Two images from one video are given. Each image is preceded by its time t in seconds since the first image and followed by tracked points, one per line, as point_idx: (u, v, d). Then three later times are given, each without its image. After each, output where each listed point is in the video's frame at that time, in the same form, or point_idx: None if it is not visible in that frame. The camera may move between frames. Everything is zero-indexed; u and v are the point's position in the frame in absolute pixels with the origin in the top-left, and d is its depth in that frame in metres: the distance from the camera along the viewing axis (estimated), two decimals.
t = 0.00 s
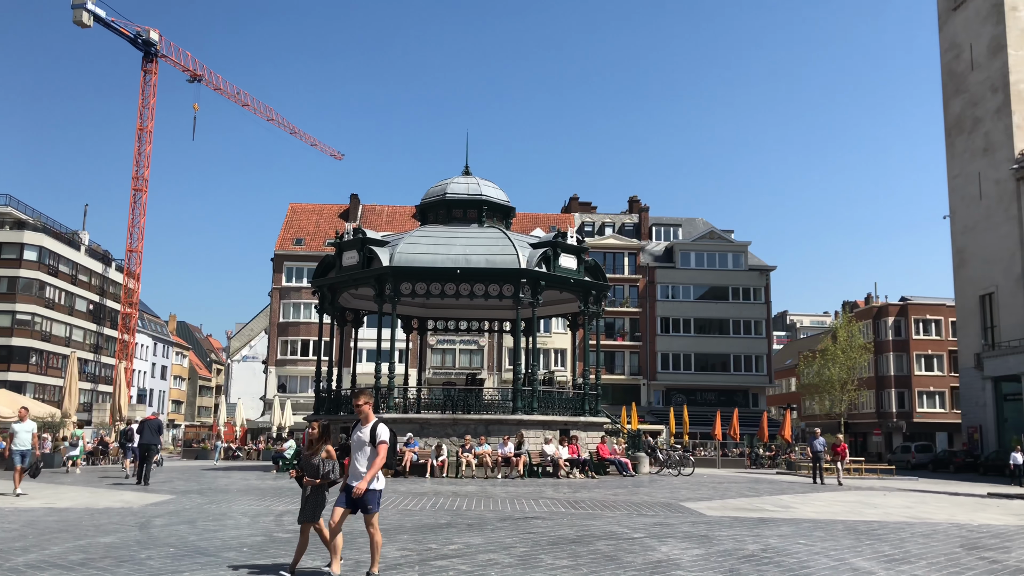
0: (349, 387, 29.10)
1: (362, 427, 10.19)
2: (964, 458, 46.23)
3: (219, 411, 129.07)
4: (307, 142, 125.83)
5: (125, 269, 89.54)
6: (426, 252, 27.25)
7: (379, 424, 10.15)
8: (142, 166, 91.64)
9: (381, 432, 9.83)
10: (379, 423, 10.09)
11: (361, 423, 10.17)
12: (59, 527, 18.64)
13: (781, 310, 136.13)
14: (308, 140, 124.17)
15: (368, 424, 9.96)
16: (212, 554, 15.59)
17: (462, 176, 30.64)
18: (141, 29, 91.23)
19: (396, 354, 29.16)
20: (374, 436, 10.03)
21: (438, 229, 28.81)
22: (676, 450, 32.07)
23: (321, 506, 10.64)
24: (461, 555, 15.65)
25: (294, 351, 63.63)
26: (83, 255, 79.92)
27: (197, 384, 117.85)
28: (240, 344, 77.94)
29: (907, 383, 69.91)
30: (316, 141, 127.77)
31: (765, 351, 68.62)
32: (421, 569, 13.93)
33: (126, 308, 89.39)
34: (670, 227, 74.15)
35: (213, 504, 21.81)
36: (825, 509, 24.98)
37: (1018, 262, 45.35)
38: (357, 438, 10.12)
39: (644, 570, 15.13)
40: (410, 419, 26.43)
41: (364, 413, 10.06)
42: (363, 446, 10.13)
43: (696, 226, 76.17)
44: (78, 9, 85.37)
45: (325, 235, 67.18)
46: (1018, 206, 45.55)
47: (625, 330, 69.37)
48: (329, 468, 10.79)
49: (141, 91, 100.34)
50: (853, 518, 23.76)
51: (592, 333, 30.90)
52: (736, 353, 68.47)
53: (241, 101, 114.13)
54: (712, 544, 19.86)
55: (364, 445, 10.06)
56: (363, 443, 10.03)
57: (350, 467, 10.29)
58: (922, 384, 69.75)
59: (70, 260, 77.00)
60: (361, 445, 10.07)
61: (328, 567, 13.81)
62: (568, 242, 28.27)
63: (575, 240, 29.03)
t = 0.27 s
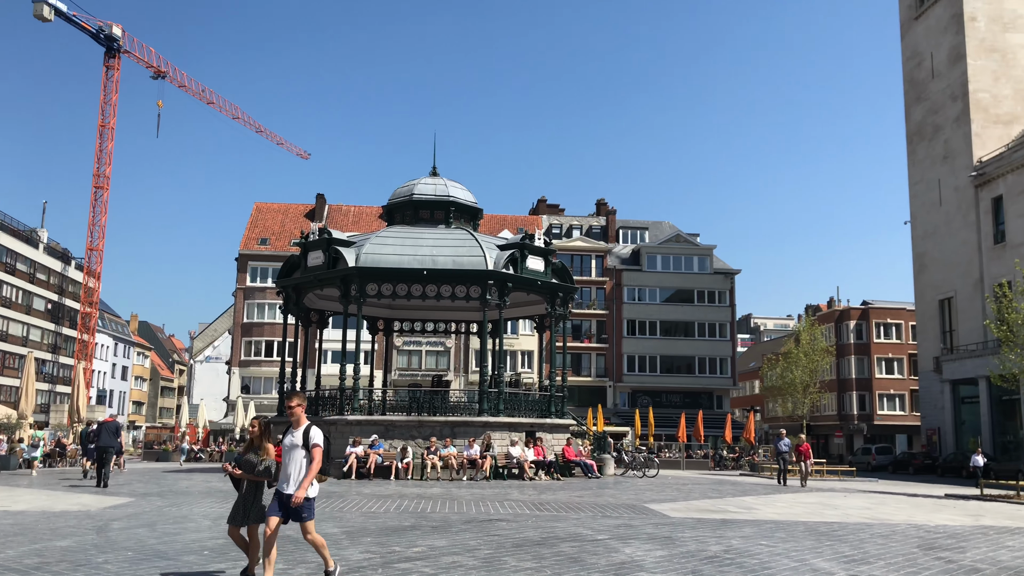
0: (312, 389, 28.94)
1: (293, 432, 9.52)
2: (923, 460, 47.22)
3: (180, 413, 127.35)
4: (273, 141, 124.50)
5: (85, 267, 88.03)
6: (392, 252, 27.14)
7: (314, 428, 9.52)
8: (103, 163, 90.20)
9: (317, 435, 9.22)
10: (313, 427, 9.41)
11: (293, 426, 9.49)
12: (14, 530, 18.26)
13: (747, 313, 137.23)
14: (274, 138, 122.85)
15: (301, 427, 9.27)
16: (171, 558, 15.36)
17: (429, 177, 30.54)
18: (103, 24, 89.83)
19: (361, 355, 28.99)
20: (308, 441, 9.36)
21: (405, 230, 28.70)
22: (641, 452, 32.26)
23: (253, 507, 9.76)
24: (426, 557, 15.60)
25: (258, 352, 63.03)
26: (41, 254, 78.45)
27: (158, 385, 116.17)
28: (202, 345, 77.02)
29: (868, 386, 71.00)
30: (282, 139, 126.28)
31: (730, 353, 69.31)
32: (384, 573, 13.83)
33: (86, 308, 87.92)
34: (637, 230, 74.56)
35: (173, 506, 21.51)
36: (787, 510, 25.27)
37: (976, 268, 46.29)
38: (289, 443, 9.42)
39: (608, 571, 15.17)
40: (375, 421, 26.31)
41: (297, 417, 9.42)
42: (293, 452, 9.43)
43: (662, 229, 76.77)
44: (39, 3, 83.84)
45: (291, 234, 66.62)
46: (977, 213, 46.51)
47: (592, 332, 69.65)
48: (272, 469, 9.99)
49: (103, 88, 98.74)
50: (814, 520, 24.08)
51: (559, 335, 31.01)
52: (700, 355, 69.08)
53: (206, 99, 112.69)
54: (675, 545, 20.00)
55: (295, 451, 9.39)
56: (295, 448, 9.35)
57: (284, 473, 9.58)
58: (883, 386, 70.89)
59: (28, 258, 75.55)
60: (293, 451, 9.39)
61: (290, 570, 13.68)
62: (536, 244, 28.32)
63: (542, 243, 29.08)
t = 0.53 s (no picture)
0: (281, 391, 28.72)
1: (230, 431, 8.94)
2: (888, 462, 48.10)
3: (146, 414, 125.62)
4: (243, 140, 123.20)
5: (48, 267, 86.53)
6: (362, 253, 27.00)
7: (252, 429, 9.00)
8: (68, 161, 88.80)
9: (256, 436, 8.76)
10: (251, 427, 8.90)
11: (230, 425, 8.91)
12: None
13: (716, 316, 138.20)
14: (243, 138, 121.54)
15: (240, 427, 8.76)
16: (134, 562, 15.11)
17: (400, 178, 30.42)
18: (69, 20, 88.47)
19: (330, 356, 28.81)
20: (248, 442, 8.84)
21: (375, 231, 28.56)
22: (611, 454, 32.36)
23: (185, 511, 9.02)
24: (394, 560, 15.51)
25: (226, 353, 62.37)
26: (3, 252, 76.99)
27: (122, 386, 114.50)
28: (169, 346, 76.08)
29: (835, 389, 71.82)
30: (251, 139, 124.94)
31: (699, 356, 69.80)
32: None
33: (49, 308, 86.45)
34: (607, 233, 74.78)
35: (137, 510, 21.19)
36: (754, 512, 25.45)
37: (941, 272, 47.01)
38: (225, 444, 8.83)
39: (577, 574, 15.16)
40: (344, 423, 26.16)
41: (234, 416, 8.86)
42: (230, 453, 8.82)
43: (633, 232, 77.18)
44: None
45: (260, 235, 66.04)
46: (942, 218, 47.27)
47: (563, 334, 69.75)
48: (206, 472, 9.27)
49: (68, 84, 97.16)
50: (781, 521, 24.29)
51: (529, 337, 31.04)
52: (670, 358, 69.50)
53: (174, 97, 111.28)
54: (644, 547, 20.07)
55: (234, 451, 8.81)
56: (232, 449, 8.79)
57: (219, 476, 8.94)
58: (849, 389, 71.77)
59: None
60: (232, 452, 8.81)
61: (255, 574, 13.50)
62: (507, 246, 28.32)
63: (513, 245, 29.09)
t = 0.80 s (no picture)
0: (256, 392, 28.58)
1: (174, 438, 8.61)
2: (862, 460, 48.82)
3: (119, 416, 124.41)
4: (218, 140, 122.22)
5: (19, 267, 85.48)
6: (339, 254, 26.92)
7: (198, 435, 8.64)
8: (40, 160, 87.77)
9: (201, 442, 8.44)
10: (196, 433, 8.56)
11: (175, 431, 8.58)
12: None
13: (692, 317, 138.99)
14: (218, 137, 120.60)
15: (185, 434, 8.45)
16: (107, 565, 14.99)
17: (376, 178, 30.38)
18: (41, 18, 87.46)
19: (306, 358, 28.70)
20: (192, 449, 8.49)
21: (351, 231, 28.51)
22: (588, 454, 32.49)
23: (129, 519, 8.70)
24: (370, 561, 15.50)
25: (201, 354, 61.96)
26: None
27: (95, 388, 113.31)
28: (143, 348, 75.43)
29: (809, 388, 72.46)
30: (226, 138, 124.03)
31: (675, 356, 70.19)
32: None
33: (20, 309, 85.39)
34: (584, 233, 74.99)
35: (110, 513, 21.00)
36: (729, 511, 25.66)
37: (912, 273, 47.59)
38: (168, 451, 8.51)
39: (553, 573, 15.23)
40: (320, 425, 26.06)
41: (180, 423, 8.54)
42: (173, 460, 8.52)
43: (610, 233, 77.51)
44: None
45: (235, 235, 65.65)
46: (914, 220, 47.82)
47: (540, 334, 69.83)
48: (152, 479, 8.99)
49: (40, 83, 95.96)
50: (755, 520, 24.52)
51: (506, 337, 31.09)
52: (646, 358, 69.84)
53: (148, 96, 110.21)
54: (619, 546, 20.19)
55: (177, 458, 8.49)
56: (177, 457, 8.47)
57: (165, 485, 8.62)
58: (824, 389, 72.48)
59: None
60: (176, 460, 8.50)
61: None
62: (484, 247, 28.35)
63: (490, 246, 29.13)
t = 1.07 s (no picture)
0: (220, 393, 28.32)
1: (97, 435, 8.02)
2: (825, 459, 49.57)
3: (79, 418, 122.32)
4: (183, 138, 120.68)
5: None
6: (305, 253, 26.77)
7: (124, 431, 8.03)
8: None
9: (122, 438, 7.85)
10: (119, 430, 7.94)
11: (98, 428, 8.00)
12: None
13: (659, 318, 139.71)
14: (183, 135, 119.07)
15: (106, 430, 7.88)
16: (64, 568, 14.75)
17: (343, 177, 30.22)
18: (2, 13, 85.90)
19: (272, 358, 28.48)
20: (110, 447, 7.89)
21: (317, 231, 28.35)
22: (555, 454, 32.56)
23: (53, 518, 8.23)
24: (333, 562, 15.42)
25: (165, 354, 61.23)
26: None
27: (55, 389, 111.32)
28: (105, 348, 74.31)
29: (774, 388, 73.19)
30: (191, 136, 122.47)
31: (642, 356, 70.60)
32: None
33: None
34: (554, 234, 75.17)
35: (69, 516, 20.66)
36: (694, 510, 25.86)
37: (875, 274, 48.27)
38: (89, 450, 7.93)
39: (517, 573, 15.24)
40: (285, 425, 25.87)
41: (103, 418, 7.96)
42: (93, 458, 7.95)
43: (579, 234, 77.79)
44: None
45: (201, 234, 64.99)
46: (877, 222, 48.54)
47: (509, 335, 69.96)
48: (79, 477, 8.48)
49: None
50: (719, 518, 24.73)
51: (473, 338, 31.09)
52: (614, 359, 70.17)
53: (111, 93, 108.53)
54: (584, 546, 20.26)
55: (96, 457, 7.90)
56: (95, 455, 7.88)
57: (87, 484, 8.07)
58: (789, 388, 73.28)
59: None
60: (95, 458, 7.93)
61: None
62: (452, 247, 28.32)
63: (458, 246, 29.12)
